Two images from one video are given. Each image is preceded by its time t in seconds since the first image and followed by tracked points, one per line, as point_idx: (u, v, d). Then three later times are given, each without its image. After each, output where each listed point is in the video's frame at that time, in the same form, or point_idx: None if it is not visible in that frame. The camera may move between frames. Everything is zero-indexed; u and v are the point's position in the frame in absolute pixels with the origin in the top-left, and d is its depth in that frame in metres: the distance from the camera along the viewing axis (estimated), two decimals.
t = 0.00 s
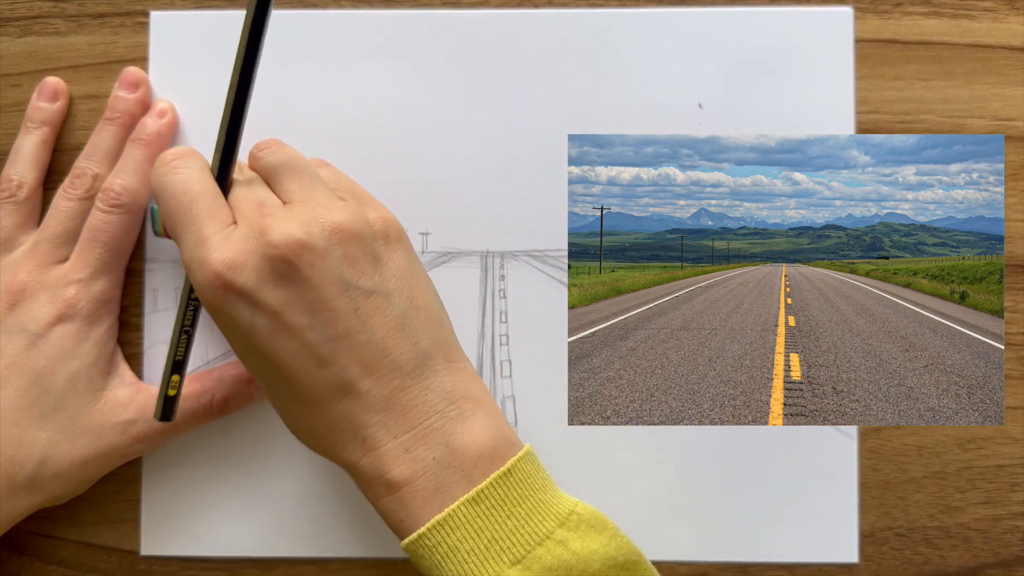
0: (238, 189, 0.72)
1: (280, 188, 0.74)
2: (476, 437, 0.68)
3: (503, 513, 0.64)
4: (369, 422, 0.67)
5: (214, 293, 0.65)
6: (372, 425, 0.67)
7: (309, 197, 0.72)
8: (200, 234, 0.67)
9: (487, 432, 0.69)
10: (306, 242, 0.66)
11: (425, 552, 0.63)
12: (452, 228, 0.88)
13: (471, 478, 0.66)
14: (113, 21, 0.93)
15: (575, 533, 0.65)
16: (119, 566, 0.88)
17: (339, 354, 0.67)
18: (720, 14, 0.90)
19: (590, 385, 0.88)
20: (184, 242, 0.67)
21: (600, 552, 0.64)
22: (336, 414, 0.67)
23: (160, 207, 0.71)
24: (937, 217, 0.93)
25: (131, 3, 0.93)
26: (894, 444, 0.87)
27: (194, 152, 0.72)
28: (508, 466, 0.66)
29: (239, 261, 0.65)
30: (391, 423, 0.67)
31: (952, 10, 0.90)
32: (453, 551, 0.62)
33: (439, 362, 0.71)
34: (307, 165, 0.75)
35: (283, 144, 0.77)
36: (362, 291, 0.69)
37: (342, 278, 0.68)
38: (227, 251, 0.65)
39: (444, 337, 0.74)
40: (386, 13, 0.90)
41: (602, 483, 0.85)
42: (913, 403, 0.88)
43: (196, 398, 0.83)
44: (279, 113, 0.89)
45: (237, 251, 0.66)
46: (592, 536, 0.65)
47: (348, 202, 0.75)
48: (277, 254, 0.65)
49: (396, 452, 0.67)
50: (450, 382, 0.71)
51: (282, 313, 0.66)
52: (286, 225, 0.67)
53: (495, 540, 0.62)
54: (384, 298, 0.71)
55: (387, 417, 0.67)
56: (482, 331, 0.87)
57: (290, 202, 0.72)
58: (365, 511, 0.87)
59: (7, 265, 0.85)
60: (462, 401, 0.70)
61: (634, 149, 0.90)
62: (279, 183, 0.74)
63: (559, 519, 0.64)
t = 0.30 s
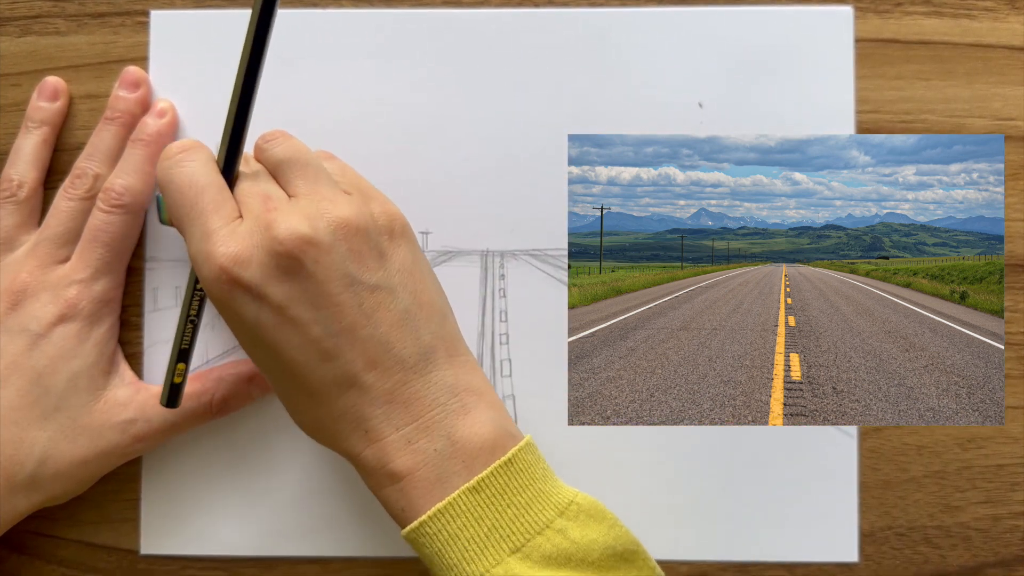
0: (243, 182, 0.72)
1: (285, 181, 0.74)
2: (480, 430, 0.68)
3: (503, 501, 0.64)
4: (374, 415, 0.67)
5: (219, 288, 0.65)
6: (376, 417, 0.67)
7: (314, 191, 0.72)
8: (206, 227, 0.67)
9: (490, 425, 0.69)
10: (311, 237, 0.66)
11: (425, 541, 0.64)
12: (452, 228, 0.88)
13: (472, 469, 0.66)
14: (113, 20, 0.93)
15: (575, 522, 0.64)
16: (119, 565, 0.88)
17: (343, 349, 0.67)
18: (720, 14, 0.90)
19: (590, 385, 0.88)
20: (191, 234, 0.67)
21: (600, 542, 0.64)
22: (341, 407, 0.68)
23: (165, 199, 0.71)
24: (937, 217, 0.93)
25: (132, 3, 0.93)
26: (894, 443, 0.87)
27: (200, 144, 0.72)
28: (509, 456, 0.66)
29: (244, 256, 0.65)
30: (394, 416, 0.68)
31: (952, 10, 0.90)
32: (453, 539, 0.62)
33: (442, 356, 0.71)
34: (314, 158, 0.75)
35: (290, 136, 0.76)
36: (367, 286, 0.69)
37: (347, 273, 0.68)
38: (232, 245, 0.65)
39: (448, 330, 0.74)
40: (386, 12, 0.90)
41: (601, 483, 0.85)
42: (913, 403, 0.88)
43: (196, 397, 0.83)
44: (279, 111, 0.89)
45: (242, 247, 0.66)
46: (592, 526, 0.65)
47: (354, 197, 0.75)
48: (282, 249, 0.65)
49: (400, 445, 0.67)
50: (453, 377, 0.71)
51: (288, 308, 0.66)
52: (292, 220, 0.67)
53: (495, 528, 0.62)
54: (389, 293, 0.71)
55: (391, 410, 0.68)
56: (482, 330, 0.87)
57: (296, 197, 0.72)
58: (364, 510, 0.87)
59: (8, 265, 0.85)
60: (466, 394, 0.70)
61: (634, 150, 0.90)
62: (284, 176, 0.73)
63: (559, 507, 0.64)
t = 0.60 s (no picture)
0: (252, 193, 0.71)
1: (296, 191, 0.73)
2: (495, 438, 0.68)
3: (520, 513, 0.65)
4: (389, 425, 0.68)
5: (236, 296, 0.64)
6: (392, 426, 0.68)
7: (327, 200, 0.72)
8: (220, 236, 0.65)
9: (504, 434, 0.69)
10: (329, 246, 0.66)
11: (441, 553, 0.64)
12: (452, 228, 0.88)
13: (490, 479, 0.66)
14: (113, 21, 0.93)
15: (590, 533, 0.66)
16: (120, 565, 0.88)
17: (360, 356, 0.67)
18: (720, 14, 0.90)
19: (590, 384, 0.88)
20: (204, 247, 0.66)
21: (615, 553, 0.65)
22: (357, 416, 0.68)
23: (175, 210, 0.69)
24: (937, 217, 0.93)
25: (132, 4, 0.93)
26: (894, 444, 0.87)
27: (210, 156, 0.70)
28: (525, 467, 0.67)
29: (262, 264, 0.64)
30: (411, 426, 0.68)
31: (953, 10, 0.90)
32: (471, 551, 0.63)
33: (455, 365, 0.71)
34: (323, 169, 0.75)
35: (298, 148, 0.76)
36: (382, 294, 0.69)
37: (363, 280, 0.68)
38: (249, 254, 0.65)
39: (461, 340, 0.74)
40: (386, 13, 0.91)
41: (602, 482, 0.86)
42: (913, 403, 0.88)
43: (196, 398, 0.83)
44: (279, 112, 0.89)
45: (259, 257, 0.65)
46: (608, 537, 0.66)
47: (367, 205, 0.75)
48: (301, 258, 0.65)
49: (415, 455, 0.67)
50: (468, 385, 0.71)
51: (305, 316, 0.66)
52: (308, 228, 0.67)
53: (512, 539, 0.64)
54: (405, 301, 0.71)
55: (407, 419, 0.68)
56: (482, 330, 0.87)
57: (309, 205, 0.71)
58: (365, 511, 0.87)
59: (9, 266, 0.86)
60: (480, 403, 0.71)
61: (634, 150, 0.90)
62: (295, 188, 0.73)
63: (574, 519, 0.66)
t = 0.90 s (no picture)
0: (263, 195, 0.72)
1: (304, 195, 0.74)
2: (500, 442, 0.68)
3: (521, 514, 0.64)
4: (393, 428, 0.68)
5: (246, 297, 0.65)
6: (398, 428, 0.68)
7: (337, 204, 0.72)
8: (230, 239, 0.66)
9: (506, 437, 0.69)
10: (338, 249, 0.67)
11: (441, 551, 0.64)
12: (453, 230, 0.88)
13: (492, 481, 0.66)
14: (112, 21, 0.93)
15: (589, 536, 0.65)
16: (119, 566, 0.88)
17: (366, 359, 0.68)
18: (720, 15, 0.90)
19: (590, 384, 0.88)
20: (214, 248, 0.67)
21: (612, 556, 0.65)
22: (362, 418, 0.68)
23: (186, 212, 0.70)
24: (937, 217, 0.93)
25: (131, 4, 0.93)
26: (894, 444, 0.87)
27: (221, 156, 0.71)
28: (525, 471, 0.66)
29: (272, 265, 0.65)
30: (415, 428, 0.68)
31: (953, 10, 0.90)
32: (471, 551, 0.63)
33: (461, 367, 0.72)
34: (332, 173, 0.75)
35: (307, 150, 0.77)
36: (392, 300, 0.70)
37: (371, 284, 0.69)
38: (259, 257, 0.65)
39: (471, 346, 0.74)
40: (384, 14, 0.90)
41: (602, 483, 0.85)
42: (913, 403, 0.88)
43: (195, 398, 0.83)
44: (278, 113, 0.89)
45: (266, 259, 0.65)
46: (605, 541, 0.66)
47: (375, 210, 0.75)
48: (309, 260, 0.65)
49: (420, 457, 0.67)
50: (473, 386, 0.71)
51: (314, 319, 0.66)
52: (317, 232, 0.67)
53: (513, 541, 0.63)
54: (414, 306, 0.71)
55: (411, 421, 0.68)
56: (481, 332, 0.86)
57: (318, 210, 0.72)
58: (365, 513, 0.87)
59: (8, 266, 0.86)
60: (484, 405, 0.71)
61: (634, 150, 0.90)
62: (304, 191, 0.73)
63: (573, 522, 0.66)
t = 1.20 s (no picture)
0: (290, 192, 0.71)
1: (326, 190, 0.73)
2: (518, 450, 0.68)
3: (537, 526, 0.64)
4: (410, 432, 0.67)
5: (266, 295, 0.64)
6: (414, 431, 0.67)
7: (360, 202, 0.72)
8: (252, 236, 0.66)
9: (527, 446, 0.69)
10: (361, 250, 0.66)
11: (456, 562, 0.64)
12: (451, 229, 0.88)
13: (489, 479, 0.66)
14: (112, 22, 0.93)
15: (608, 549, 0.65)
16: (119, 565, 0.88)
17: (384, 360, 0.67)
18: (719, 16, 0.90)
19: (590, 384, 0.88)
20: (236, 244, 0.67)
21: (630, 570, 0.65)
22: (380, 420, 0.68)
23: (209, 210, 0.70)
24: (937, 217, 0.93)
25: (132, 5, 0.93)
26: (894, 444, 0.87)
27: (246, 152, 0.70)
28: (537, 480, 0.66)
29: (292, 263, 0.64)
30: (432, 432, 0.67)
31: (953, 10, 0.90)
32: (487, 560, 0.63)
33: (481, 372, 0.70)
34: (356, 170, 0.75)
35: (333, 151, 0.76)
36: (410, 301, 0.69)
37: (393, 284, 0.68)
38: (279, 253, 0.65)
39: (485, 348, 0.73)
40: (383, 14, 0.91)
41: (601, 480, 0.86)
42: (913, 403, 0.88)
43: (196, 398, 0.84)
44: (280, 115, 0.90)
45: (286, 257, 0.65)
46: (627, 553, 0.66)
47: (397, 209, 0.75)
48: (333, 260, 0.65)
49: (437, 462, 0.66)
50: (494, 393, 0.70)
51: (336, 318, 0.66)
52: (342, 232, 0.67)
53: (533, 553, 0.63)
54: (433, 306, 0.71)
55: (428, 426, 0.67)
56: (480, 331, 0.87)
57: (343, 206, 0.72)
58: (364, 512, 0.87)
59: (8, 266, 0.86)
60: (504, 413, 0.70)
61: (634, 151, 0.90)
62: (327, 186, 0.73)
63: (591, 539, 0.65)
